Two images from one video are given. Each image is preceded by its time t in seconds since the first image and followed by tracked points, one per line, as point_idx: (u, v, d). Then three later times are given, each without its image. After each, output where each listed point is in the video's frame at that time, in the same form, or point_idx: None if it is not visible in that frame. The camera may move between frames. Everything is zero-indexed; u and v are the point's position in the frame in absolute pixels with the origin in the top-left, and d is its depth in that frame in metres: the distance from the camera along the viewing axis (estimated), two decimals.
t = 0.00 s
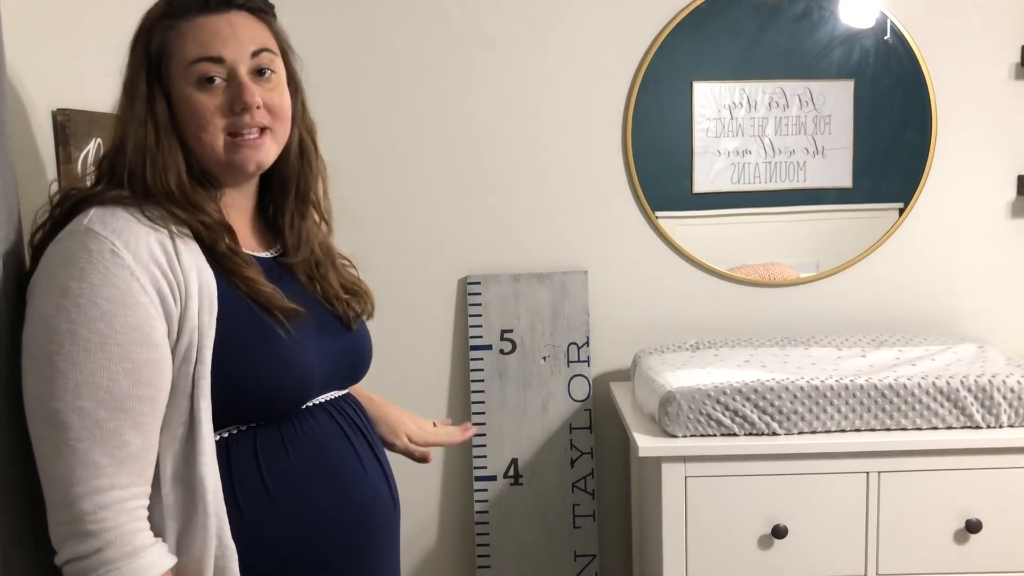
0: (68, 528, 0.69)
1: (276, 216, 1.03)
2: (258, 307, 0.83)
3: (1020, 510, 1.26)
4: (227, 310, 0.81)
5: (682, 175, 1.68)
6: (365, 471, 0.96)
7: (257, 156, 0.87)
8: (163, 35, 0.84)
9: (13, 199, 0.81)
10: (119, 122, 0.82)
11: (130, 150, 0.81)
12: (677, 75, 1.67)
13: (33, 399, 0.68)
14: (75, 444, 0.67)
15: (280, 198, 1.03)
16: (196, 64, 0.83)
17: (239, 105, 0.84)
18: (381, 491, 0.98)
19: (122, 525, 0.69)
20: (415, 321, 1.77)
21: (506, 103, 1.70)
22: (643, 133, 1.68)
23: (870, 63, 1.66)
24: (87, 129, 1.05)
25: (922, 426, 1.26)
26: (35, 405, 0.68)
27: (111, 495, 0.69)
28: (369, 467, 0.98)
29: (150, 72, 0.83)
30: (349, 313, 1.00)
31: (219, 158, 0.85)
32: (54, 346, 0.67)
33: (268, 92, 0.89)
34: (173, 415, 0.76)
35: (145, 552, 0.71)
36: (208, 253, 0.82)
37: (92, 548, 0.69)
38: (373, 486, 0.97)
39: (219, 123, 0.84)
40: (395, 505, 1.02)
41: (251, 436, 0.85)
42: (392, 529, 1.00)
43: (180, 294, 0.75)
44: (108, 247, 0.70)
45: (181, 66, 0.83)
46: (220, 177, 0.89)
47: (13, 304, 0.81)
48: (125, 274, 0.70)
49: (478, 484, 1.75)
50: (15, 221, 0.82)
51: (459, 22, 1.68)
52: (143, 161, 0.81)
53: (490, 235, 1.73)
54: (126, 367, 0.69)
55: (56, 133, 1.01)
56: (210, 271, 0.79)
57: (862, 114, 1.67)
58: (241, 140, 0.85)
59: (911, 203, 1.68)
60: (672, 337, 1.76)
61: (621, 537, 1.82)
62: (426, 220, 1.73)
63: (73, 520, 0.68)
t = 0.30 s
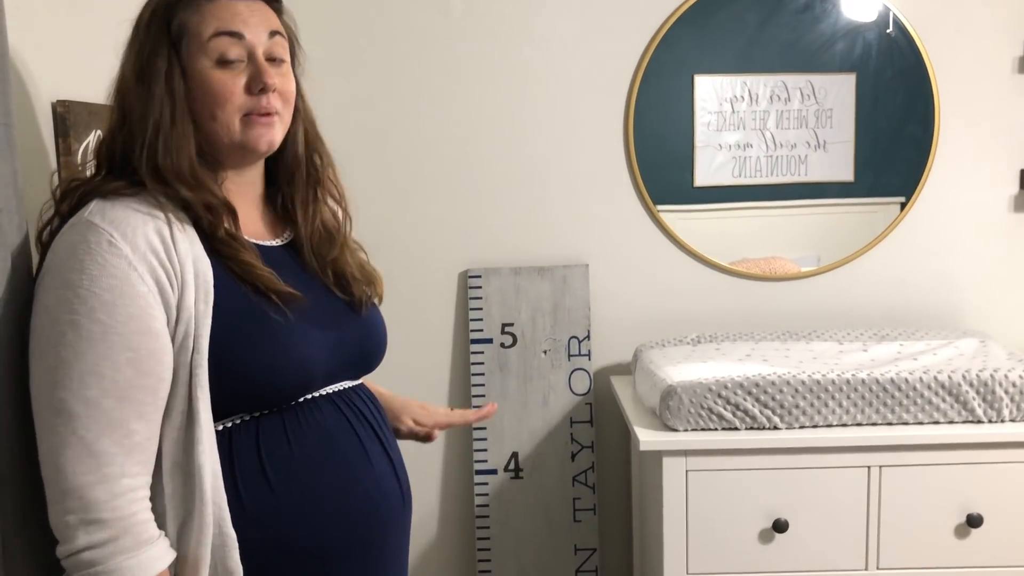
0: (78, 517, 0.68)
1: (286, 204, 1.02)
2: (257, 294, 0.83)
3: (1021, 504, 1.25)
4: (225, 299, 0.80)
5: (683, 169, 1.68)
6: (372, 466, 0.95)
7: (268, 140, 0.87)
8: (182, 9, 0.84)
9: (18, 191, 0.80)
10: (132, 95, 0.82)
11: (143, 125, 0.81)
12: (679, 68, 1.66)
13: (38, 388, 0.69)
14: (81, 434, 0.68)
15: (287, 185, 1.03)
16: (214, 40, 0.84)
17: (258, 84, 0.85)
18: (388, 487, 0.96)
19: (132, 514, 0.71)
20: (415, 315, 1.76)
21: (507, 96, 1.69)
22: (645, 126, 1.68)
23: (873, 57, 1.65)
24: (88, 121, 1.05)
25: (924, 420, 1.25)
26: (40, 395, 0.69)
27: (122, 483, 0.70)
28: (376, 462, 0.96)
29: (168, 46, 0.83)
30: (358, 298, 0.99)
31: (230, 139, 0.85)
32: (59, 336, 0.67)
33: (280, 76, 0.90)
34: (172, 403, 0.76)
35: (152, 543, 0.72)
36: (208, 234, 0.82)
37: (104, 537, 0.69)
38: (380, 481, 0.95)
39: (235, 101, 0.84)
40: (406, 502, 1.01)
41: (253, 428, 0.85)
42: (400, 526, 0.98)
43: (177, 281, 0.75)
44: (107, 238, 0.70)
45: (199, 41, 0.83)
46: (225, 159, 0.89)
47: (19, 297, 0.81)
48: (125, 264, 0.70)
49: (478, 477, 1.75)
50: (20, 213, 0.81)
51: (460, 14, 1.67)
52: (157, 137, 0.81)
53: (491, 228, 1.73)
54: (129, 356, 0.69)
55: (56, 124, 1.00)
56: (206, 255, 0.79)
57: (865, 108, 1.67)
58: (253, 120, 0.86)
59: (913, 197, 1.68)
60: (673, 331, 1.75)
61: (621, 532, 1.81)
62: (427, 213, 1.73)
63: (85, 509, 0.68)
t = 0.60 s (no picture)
0: (75, 507, 0.69)
1: (290, 191, 1.02)
2: (256, 287, 0.82)
3: (1021, 501, 1.25)
4: (224, 292, 0.80)
5: (682, 164, 1.68)
6: (375, 461, 0.94)
7: (271, 126, 0.87)
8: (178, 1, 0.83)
9: (19, 185, 0.80)
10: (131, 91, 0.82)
11: (144, 119, 0.81)
12: (679, 64, 1.66)
13: (39, 382, 0.69)
14: (79, 424, 0.68)
15: (288, 172, 1.03)
16: (212, 28, 0.83)
17: (258, 70, 0.85)
18: (390, 481, 0.96)
19: (129, 504, 0.70)
20: (414, 310, 1.76)
21: (507, 91, 1.69)
22: (644, 122, 1.67)
23: (873, 53, 1.65)
24: (86, 116, 1.04)
25: (923, 417, 1.25)
26: (40, 387, 0.69)
27: (119, 474, 0.70)
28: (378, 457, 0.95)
29: (165, 40, 0.83)
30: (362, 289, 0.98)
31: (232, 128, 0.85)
32: (57, 329, 0.68)
33: (278, 61, 0.89)
34: (172, 394, 0.76)
35: (149, 532, 0.72)
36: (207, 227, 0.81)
37: (101, 526, 0.69)
38: (382, 476, 0.94)
39: (236, 88, 0.84)
40: (409, 498, 1.01)
41: (256, 420, 0.85)
42: (402, 520, 0.98)
43: (174, 273, 0.75)
44: (104, 231, 0.71)
45: (196, 31, 0.83)
46: (228, 149, 0.88)
47: (20, 291, 0.81)
48: (120, 256, 0.70)
49: (477, 473, 1.75)
50: (22, 207, 0.81)
51: (460, 9, 1.67)
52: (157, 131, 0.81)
53: (490, 223, 1.73)
54: (124, 348, 0.69)
55: (55, 118, 1.00)
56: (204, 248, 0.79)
57: (865, 104, 1.66)
58: (255, 107, 0.85)
59: (913, 194, 1.68)
60: (672, 327, 1.75)
61: (619, 527, 1.82)
62: (427, 208, 1.72)
63: (82, 499, 0.69)
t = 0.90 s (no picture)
0: (69, 499, 0.69)
1: (288, 189, 1.02)
2: (251, 277, 0.82)
3: (1020, 500, 1.25)
4: (225, 287, 0.80)
5: (682, 162, 1.68)
6: (376, 457, 0.94)
7: (267, 116, 0.86)
8: None
9: (19, 179, 0.80)
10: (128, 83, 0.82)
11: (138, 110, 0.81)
12: (679, 62, 1.66)
13: (37, 374, 0.69)
14: (73, 417, 0.68)
15: (288, 170, 1.03)
16: (208, 17, 0.83)
17: (256, 58, 0.85)
18: (392, 481, 0.96)
19: (122, 498, 0.70)
20: (414, 308, 1.76)
21: (506, 88, 1.69)
22: (644, 120, 1.67)
23: (873, 50, 1.65)
24: (85, 112, 1.04)
25: (923, 415, 1.25)
26: (37, 379, 0.69)
27: (113, 468, 0.69)
28: (379, 455, 0.95)
29: (162, 31, 0.83)
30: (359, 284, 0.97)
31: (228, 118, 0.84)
32: (55, 323, 0.68)
33: (277, 52, 0.89)
34: (173, 388, 0.76)
35: (143, 526, 0.72)
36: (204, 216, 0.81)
37: (94, 518, 0.69)
38: (383, 474, 0.94)
39: (232, 77, 0.84)
40: (410, 495, 1.00)
41: (258, 415, 0.85)
42: (402, 520, 0.97)
43: (174, 268, 0.74)
44: (104, 224, 0.71)
45: (193, 20, 0.83)
46: (225, 141, 0.88)
47: (20, 285, 0.80)
48: (119, 250, 0.70)
49: (476, 470, 1.75)
50: (21, 201, 0.81)
51: (459, 6, 1.67)
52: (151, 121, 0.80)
53: (490, 221, 1.73)
54: (119, 342, 0.69)
55: (54, 115, 1.00)
56: (206, 244, 0.79)
57: (865, 102, 1.66)
58: (251, 96, 0.85)
59: (913, 192, 1.68)
60: (672, 325, 1.75)
61: (619, 525, 1.81)
62: (426, 205, 1.72)
63: (75, 491, 0.68)
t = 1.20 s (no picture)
0: (74, 487, 0.68)
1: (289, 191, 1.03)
2: (254, 268, 0.82)
3: (1019, 499, 1.25)
4: (230, 280, 0.80)
5: (682, 160, 1.68)
6: (375, 453, 0.94)
7: (269, 122, 0.86)
8: None
9: (18, 177, 0.80)
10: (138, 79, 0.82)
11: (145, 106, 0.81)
12: (679, 61, 1.66)
13: (40, 361, 0.68)
14: (79, 404, 0.67)
15: (291, 173, 1.04)
16: (221, 23, 0.84)
17: (264, 65, 0.85)
18: (390, 474, 0.96)
19: (128, 486, 0.70)
20: (413, 307, 1.76)
21: (506, 87, 1.69)
22: (644, 118, 1.67)
23: (873, 50, 1.65)
24: (85, 109, 1.04)
25: (921, 415, 1.25)
26: (40, 366, 0.68)
27: (119, 456, 0.69)
28: (377, 447, 0.95)
29: (173, 32, 0.83)
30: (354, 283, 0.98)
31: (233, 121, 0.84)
32: (60, 308, 0.67)
33: (286, 58, 0.89)
34: (177, 381, 0.76)
35: (148, 516, 0.72)
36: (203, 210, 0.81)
37: (100, 506, 0.69)
38: (382, 466, 0.95)
39: (240, 82, 0.84)
40: (407, 491, 1.01)
41: (260, 410, 0.85)
42: (400, 511, 0.98)
43: (180, 257, 0.74)
44: (112, 212, 0.70)
45: (205, 24, 0.83)
46: (231, 142, 0.88)
47: (19, 281, 0.80)
48: (127, 239, 0.70)
49: (475, 469, 1.75)
50: (21, 199, 0.81)
51: (459, 4, 1.67)
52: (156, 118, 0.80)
53: (490, 219, 1.73)
54: (126, 329, 0.68)
55: (54, 112, 1.00)
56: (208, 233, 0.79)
57: (864, 101, 1.66)
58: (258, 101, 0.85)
59: (912, 191, 1.68)
60: (671, 324, 1.75)
61: (617, 524, 1.82)
62: (426, 204, 1.72)
63: (81, 479, 0.68)
